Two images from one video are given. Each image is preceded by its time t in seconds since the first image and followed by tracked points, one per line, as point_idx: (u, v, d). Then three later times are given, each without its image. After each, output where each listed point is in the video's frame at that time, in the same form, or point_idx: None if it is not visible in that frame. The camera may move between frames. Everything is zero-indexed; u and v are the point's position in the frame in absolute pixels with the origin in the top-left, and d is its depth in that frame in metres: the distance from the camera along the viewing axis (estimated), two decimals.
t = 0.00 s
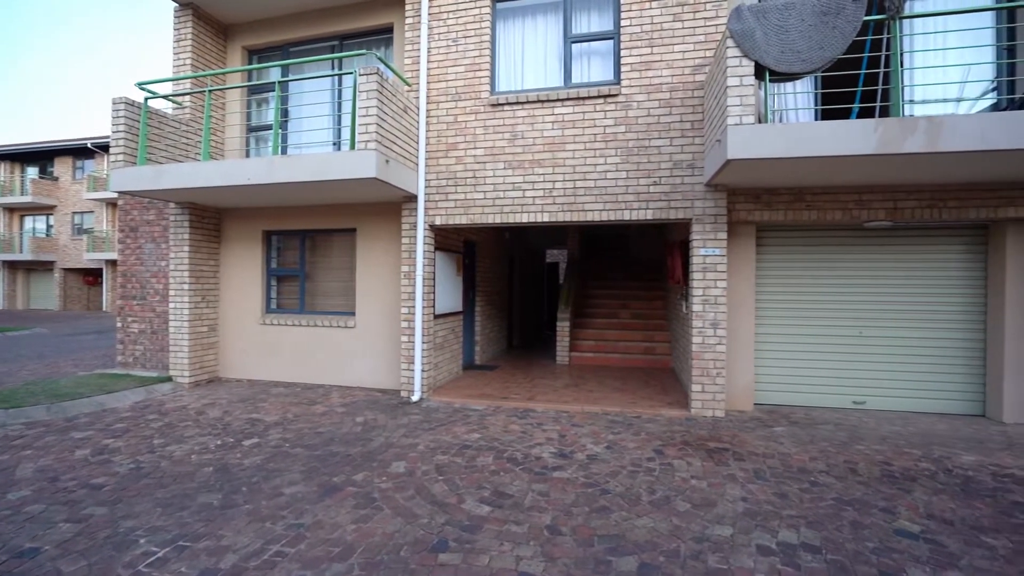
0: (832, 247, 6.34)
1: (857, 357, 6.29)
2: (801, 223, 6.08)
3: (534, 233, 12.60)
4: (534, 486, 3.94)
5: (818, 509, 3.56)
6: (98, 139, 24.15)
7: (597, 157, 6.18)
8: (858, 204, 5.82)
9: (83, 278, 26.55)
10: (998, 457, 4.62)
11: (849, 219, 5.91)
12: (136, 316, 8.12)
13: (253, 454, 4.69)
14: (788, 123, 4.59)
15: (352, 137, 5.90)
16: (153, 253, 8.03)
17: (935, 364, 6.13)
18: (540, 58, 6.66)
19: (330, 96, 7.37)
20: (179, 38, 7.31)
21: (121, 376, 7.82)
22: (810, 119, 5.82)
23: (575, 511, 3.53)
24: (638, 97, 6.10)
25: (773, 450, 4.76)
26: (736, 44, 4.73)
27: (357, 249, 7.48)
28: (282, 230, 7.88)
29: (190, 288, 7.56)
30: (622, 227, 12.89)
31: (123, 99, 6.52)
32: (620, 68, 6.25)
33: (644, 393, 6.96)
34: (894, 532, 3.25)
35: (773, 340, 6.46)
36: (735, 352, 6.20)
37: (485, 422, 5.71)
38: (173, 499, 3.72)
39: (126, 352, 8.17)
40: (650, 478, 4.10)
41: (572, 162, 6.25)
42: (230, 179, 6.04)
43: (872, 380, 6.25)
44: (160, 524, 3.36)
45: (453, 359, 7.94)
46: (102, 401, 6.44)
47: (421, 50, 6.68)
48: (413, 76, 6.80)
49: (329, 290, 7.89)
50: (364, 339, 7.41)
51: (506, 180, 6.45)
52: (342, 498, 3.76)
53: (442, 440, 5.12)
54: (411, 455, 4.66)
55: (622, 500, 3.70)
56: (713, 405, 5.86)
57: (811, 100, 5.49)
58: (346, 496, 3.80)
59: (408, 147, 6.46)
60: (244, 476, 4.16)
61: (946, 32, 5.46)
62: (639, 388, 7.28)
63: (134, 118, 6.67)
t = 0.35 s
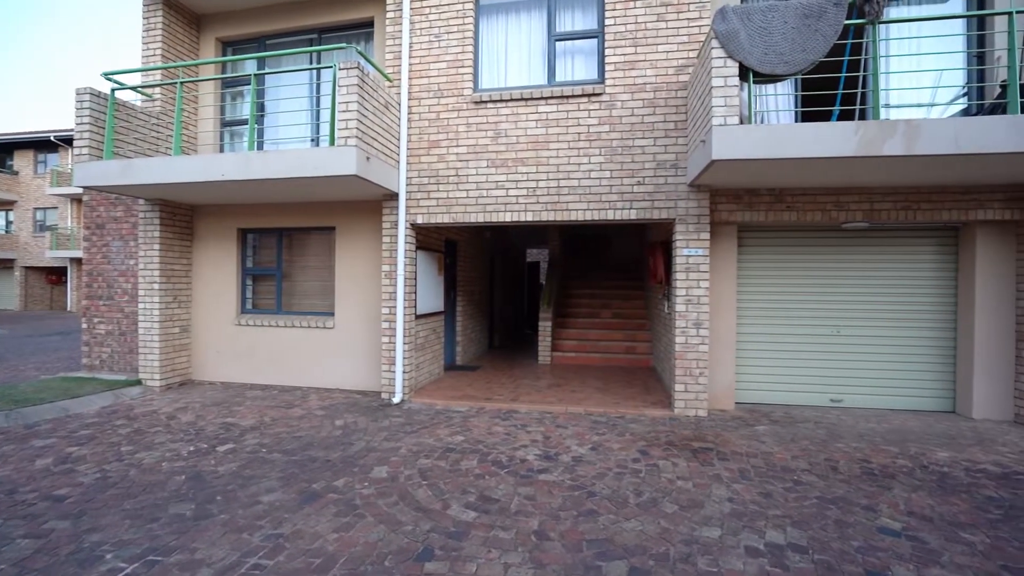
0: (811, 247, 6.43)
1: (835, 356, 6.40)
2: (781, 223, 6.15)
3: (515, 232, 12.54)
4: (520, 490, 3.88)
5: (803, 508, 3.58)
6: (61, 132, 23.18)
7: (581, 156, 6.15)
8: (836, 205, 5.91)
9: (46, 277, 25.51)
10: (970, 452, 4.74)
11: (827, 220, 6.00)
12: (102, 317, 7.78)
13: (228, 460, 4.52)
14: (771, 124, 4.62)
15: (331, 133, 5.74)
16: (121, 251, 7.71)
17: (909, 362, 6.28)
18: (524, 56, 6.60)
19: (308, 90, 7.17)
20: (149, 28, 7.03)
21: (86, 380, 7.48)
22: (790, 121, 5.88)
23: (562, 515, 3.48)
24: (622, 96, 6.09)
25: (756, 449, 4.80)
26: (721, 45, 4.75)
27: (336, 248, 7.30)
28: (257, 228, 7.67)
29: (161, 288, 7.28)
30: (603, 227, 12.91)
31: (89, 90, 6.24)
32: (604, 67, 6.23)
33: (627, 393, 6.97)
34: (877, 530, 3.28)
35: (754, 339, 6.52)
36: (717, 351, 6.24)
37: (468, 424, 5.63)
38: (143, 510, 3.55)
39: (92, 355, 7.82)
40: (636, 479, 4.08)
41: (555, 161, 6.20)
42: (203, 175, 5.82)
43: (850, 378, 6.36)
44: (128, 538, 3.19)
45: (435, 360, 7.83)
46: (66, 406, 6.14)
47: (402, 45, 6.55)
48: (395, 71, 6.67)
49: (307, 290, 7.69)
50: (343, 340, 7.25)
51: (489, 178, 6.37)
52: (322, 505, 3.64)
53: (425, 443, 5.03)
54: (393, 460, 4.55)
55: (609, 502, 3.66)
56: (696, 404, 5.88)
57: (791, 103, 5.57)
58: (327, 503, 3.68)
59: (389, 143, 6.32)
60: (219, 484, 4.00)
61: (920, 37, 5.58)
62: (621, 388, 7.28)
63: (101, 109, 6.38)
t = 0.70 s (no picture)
0: (799, 247, 6.44)
1: (822, 354, 6.43)
2: (770, 222, 6.16)
3: (502, 230, 12.42)
4: (513, 494, 3.78)
5: (799, 510, 3.55)
6: (28, 125, 22.29)
7: (571, 153, 6.06)
8: (824, 205, 5.93)
9: (14, 275, 24.60)
10: (957, 450, 4.78)
11: (816, 219, 6.02)
12: (72, 317, 7.45)
13: (207, 467, 4.33)
14: (764, 122, 4.59)
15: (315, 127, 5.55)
16: (92, 248, 7.39)
17: (894, 360, 6.34)
18: (513, 51, 6.49)
19: (290, 83, 6.95)
20: (122, 15, 6.74)
21: (55, 384, 7.15)
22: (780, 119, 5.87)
23: (558, 521, 3.39)
24: (613, 93, 6.02)
25: (748, 449, 4.77)
26: (714, 41, 4.70)
27: (320, 246, 7.10)
28: (237, 224, 7.42)
29: (135, 287, 7.00)
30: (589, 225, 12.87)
31: (57, 78, 5.94)
32: (595, 64, 6.16)
33: (617, 393, 6.91)
34: (875, 531, 3.26)
35: (743, 338, 6.52)
36: (707, 350, 6.21)
37: (457, 426, 5.51)
38: (116, 523, 3.35)
39: (61, 356, 7.49)
40: (631, 482, 4.02)
41: (545, 158, 6.10)
42: (180, 169, 5.59)
43: (837, 377, 6.41)
44: (100, 553, 3.00)
45: (421, 360, 7.68)
46: (33, 411, 5.84)
47: (388, 38, 6.38)
48: (380, 64, 6.50)
49: (289, 289, 7.47)
50: (327, 340, 7.05)
51: (478, 175, 6.25)
52: (308, 514, 3.49)
53: (413, 446, 4.90)
54: (381, 464, 4.41)
55: (605, 507, 3.59)
56: (687, 404, 5.85)
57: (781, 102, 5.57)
58: (313, 512, 3.53)
59: (375, 138, 6.15)
60: (198, 493, 3.82)
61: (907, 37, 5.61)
62: (611, 388, 7.23)
63: (69, 100, 6.09)
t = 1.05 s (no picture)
0: (798, 244, 6.34)
1: (820, 353, 6.35)
2: (769, 219, 6.06)
3: (493, 228, 12.26)
4: (511, 501, 3.62)
5: (808, 514, 3.43)
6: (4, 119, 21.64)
7: (568, 147, 5.91)
8: (824, 201, 5.84)
9: None
10: (960, 450, 4.70)
11: (815, 216, 5.93)
12: (48, 317, 7.15)
13: (188, 475, 4.11)
14: (767, 116, 4.47)
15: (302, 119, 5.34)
16: (69, 245, 7.10)
17: (892, 358, 6.28)
18: (507, 42, 6.32)
19: (277, 73, 6.72)
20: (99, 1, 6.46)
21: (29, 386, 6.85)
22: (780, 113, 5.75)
23: (560, 529, 3.23)
24: (610, 86, 5.88)
25: (750, 450, 4.66)
26: (717, 32, 4.56)
27: (308, 243, 6.88)
28: (221, 221, 7.18)
29: (115, 285, 6.73)
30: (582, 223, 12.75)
31: (28, 66, 5.65)
32: (592, 56, 6.01)
33: (613, 393, 6.79)
34: (887, 537, 3.15)
35: (742, 337, 6.42)
36: (706, 349, 6.10)
37: (451, 429, 5.34)
38: (87, 537, 3.13)
39: (36, 358, 7.19)
40: (632, 487, 3.88)
41: (541, 152, 5.95)
42: (161, 162, 5.35)
43: (835, 375, 6.33)
44: (69, 571, 2.79)
45: (413, 360, 7.49)
46: (4, 415, 5.56)
47: (379, 27, 6.18)
48: (371, 55, 6.29)
49: (276, 287, 7.24)
50: (315, 340, 6.83)
51: (472, 169, 6.07)
52: (295, 525, 3.30)
53: (405, 450, 4.72)
54: (372, 470, 4.23)
55: (607, 513, 3.44)
56: (686, 405, 5.74)
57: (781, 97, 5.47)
58: (300, 522, 3.34)
59: (366, 131, 5.95)
60: (177, 503, 3.61)
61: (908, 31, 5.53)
62: (607, 388, 7.10)
63: (42, 88, 5.80)
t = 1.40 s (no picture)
0: (805, 241, 6.15)
1: (827, 353, 6.17)
2: (776, 215, 5.87)
3: (489, 225, 12.03)
4: (513, 513, 3.40)
5: (828, 526, 3.24)
6: None
7: (569, 140, 5.69)
8: (833, 197, 5.65)
9: None
10: (977, 454, 4.53)
11: (823, 212, 5.74)
12: (26, 317, 6.85)
13: (168, 485, 3.86)
14: (779, 106, 4.27)
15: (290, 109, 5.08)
16: (48, 241, 6.80)
17: (900, 359, 6.11)
18: (505, 31, 6.09)
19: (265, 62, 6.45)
20: None
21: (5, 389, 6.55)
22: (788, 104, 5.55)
23: (566, 544, 3.02)
24: (613, 76, 5.67)
25: (761, 455, 4.47)
26: (727, 18, 4.35)
27: (298, 239, 6.62)
28: (208, 216, 6.90)
29: (95, 283, 6.44)
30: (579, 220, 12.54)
31: None
32: (594, 45, 5.79)
33: (614, 394, 6.58)
34: (914, 551, 2.96)
35: (747, 336, 6.22)
36: (711, 349, 5.90)
37: (447, 433, 5.11)
38: (54, 557, 2.88)
39: (13, 359, 6.88)
40: (641, 496, 3.67)
41: (541, 145, 5.73)
42: (142, 154, 5.08)
43: (842, 376, 6.16)
44: None
45: (407, 361, 7.24)
46: None
47: (372, 14, 5.93)
48: (363, 43, 6.04)
49: (265, 286, 6.97)
50: (306, 341, 6.58)
51: (469, 163, 5.84)
52: (281, 541, 3.07)
53: (400, 457, 4.48)
54: (365, 479, 4.00)
55: (616, 526, 3.24)
56: (691, 407, 5.55)
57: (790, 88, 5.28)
58: (287, 538, 3.10)
59: (358, 122, 5.70)
60: (155, 517, 3.36)
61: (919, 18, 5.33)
62: (608, 389, 6.90)
63: (15, 75, 5.51)
